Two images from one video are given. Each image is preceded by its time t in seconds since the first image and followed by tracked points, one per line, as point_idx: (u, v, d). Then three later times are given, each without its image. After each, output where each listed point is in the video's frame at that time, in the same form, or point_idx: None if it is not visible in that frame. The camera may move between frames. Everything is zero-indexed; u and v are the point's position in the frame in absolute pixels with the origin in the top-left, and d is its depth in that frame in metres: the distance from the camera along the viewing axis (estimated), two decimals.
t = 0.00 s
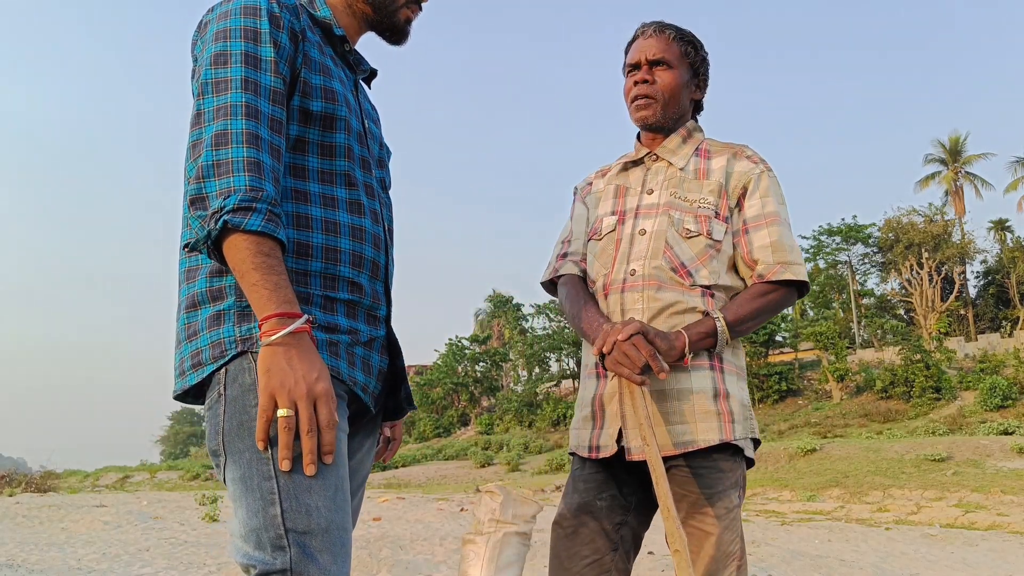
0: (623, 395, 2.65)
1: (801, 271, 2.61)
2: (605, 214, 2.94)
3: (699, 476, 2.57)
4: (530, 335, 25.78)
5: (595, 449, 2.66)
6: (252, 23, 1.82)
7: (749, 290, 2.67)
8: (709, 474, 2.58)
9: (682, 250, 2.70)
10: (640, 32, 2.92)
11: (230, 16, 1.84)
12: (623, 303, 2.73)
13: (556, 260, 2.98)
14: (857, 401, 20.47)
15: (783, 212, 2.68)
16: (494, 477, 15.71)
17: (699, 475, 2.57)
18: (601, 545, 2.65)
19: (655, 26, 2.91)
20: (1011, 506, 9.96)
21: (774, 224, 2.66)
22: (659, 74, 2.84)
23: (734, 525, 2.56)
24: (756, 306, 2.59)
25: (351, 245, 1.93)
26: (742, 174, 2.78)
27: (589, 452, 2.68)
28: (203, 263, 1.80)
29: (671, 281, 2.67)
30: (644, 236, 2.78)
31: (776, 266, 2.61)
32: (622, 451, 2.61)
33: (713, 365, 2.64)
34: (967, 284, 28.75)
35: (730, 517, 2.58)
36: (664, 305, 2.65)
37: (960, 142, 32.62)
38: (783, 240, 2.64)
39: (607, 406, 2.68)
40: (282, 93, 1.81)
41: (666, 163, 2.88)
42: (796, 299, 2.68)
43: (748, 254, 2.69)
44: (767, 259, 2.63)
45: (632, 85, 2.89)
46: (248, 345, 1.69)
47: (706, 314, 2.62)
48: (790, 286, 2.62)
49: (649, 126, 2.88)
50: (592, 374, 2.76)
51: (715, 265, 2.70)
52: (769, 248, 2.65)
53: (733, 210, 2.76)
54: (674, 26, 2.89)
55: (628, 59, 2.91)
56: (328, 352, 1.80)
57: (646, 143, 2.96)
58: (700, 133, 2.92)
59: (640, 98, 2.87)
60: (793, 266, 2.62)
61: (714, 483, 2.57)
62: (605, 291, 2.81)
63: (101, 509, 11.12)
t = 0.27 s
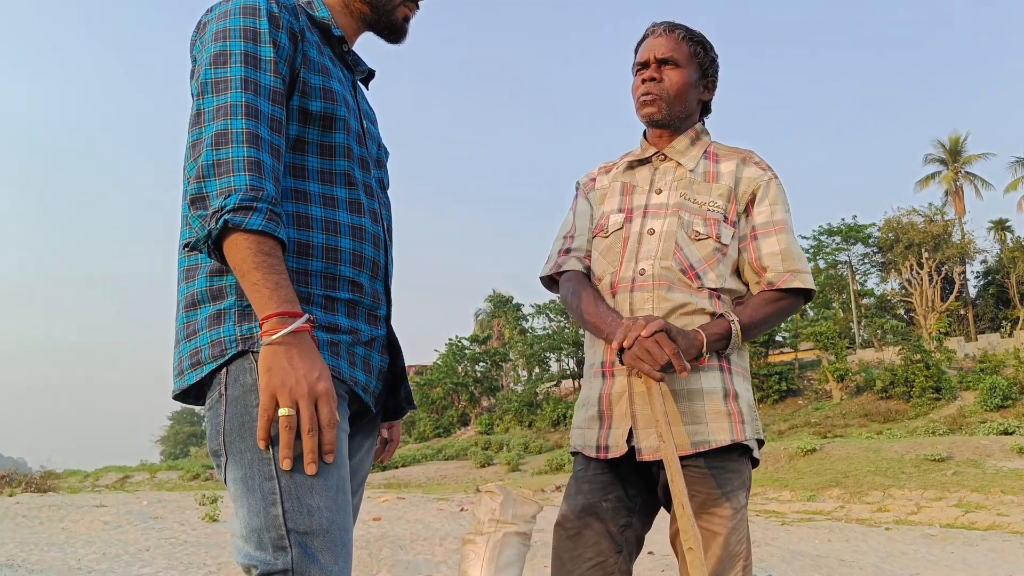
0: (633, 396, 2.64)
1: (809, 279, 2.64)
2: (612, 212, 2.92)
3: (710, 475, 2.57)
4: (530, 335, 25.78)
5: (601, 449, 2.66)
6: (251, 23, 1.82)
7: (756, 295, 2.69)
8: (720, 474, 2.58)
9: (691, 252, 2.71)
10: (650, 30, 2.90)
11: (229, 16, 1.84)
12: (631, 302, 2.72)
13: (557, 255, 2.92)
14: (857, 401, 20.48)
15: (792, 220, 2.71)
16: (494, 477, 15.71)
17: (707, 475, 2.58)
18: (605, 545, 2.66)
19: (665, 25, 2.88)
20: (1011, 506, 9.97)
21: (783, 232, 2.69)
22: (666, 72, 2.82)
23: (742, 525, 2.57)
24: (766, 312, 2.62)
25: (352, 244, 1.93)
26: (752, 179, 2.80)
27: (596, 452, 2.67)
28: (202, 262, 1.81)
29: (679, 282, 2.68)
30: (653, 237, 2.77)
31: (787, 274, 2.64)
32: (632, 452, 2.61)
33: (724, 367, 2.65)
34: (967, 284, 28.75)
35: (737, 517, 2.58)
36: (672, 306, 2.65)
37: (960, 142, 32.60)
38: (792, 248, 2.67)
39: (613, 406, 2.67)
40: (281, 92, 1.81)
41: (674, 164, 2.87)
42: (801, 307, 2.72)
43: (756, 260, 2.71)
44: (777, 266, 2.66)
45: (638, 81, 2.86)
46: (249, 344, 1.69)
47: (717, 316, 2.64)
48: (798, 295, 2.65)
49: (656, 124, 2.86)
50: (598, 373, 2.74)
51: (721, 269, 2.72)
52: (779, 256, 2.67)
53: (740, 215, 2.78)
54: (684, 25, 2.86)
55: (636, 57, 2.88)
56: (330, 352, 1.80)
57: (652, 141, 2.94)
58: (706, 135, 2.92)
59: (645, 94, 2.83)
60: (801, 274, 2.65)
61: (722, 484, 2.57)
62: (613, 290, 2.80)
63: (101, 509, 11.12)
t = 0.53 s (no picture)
0: (632, 395, 2.64)
1: (808, 290, 2.68)
2: (614, 207, 2.89)
3: (710, 475, 2.57)
4: (530, 335, 25.77)
5: (599, 447, 2.65)
6: (251, 23, 1.82)
7: (757, 302, 2.71)
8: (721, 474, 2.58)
9: (693, 254, 2.71)
10: (683, 27, 2.91)
11: (229, 16, 1.84)
12: (632, 300, 2.71)
13: (556, 246, 2.86)
14: (857, 401, 20.48)
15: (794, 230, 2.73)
16: (495, 477, 15.71)
17: (707, 475, 2.57)
18: (604, 545, 2.65)
19: (700, 25, 2.89)
20: (1011, 506, 9.97)
21: (785, 241, 2.71)
22: (690, 72, 2.82)
23: (741, 524, 2.58)
24: (767, 318, 2.63)
25: (350, 246, 1.93)
26: (757, 187, 2.81)
27: (594, 450, 2.66)
28: (201, 262, 1.81)
29: (680, 282, 2.68)
30: (656, 235, 2.76)
31: (789, 283, 2.66)
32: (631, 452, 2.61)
33: (723, 368, 2.65)
34: (967, 284, 28.75)
35: (737, 518, 2.59)
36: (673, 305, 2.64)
37: (960, 142, 32.59)
38: (794, 258, 2.69)
39: (612, 405, 2.67)
40: (280, 93, 1.81)
41: (680, 163, 2.87)
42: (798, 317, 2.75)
43: (758, 266, 2.72)
44: (779, 275, 2.68)
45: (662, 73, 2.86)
46: (246, 344, 1.69)
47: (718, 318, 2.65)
48: (796, 305, 2.68)
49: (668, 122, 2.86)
50: (596, 370, 2.73)
51: (721, 272, 2.73)
52: (781, 264, 2.68)
53: (743, 221, 2.79)
54: (718, 31, 2.89)
55: (664, 50, 2.89)
56: (327, 352, 1.80)
57: (659, 139, 2.93)
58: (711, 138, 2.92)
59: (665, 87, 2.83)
60: (802, 285, 2.68)
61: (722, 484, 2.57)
62: (613, 287, 2.78)
63: (101, 509, 11.12)
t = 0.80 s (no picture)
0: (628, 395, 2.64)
1: (808, 292, 2.67)
2: (615, 206, 2.90)
3: (704, 476, 2.57)
4: (530, 335, 25.77)
5: (594, 446, 2.65)
6: (249, 24, 1.82)
7: (755, 303, 2.70)
8: (717, 475, 2.58)
9: (690, 253, 2.71)
10: (690, 27, 2.91)
11: (227, 16, 1.84)
12: (628, 299, 2.71)
13: (557, 243, 2.86)
14: (857, 401, 20.48)
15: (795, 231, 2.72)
16: (495, 477, 15.72)
17: (703, 475, 2.57)
18: (601, 546, 2.65)
19: (707, 26, 2.90)
20: (1011, 506, 9.97)
21: (786, 243, 2.70)
22: (696, 74, 2.83)
23: (737, 526, 2.58)
24: (764, 319, 2.63)
25: (348, 246, 1.93)
26: (758, 188, 2.81)
27: (587, 449, 2.66)
28: (200, 262, 1.81)
29: (677, 282, 2.68)
30: (655, 235, 2.76)
31: (788, 285, 2.66)
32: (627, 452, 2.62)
33: (718, 368, 2.65)
34: (967, 284, 28.75)
35: (733, 518, 2.59)
36: (669, 305, 2.64)
37: (960, 141, 32.58)
38: (794, 260, 2.68)
39: (609, 404, 2.67)
40: (278, 93, 1.81)
41: (682, 164, 2.87)
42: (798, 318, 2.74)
43: (758, 267, 2.72)
44: (778, 276, 2.67)
45: (668, 74, 2.86)
46: (244, 344, 1.69)
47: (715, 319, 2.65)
48: (795, 307, 2.67)
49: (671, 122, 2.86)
50: (593, 369, 2.73)
51: (718, 273, 2.73)
52: (780, 266, 2.68)
53: (743, 222, 2.79)
54: (725, 33, 2.89)
55: (671, 50, 2.88)
56: (325, 352, 1.80)
57: (662, 139, 2.93)
58: (715, 138, 2.92)
59: (672, 90, 2.82)
60: (801, 287, 2.67)
61: (719, 484, 2.58)
62: (612, 286, 2.78)
63: (101, 509, 11.12)
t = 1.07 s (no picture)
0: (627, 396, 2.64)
1: (808, 286, 2.64)
2: (615, 207, 2.91)
3: (701, 476, 2.57)
4: (530, 335, 25.77)
5: (593, 446, 2.66)
6: (245, 23, 1.82)
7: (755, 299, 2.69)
8: (715, 476, 2.58)
9: (688, 251, 2.70)
10: (682, 24, 2.89)
11: (223, 17, 1.84)
12: (627, 299, 2.71)
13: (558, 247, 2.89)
14: (857, 401, 20.49)
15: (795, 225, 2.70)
16: (495, 477, 15.72)
17: (702, 476, 2.57)
18: (601, 547, 2.65)
19: (700, 21, 2.86)
20: (1011, 506, 9.97)
21: (786, 238, 2.68)
22: (690, 73, 2.81)
23: (736, 527, 2.58)
24: (762, 315, 2.61)
25: (346, 245, 1.93)
26: (758, 181, 2.78)
27: (586, 449, 2.67)
28: (197, 263, 1.81)
29: (675, 281, 2.68)
30: (653, 233, 2.76)
31: (787, 279, 2.63)
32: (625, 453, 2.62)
33: (716, 367, 2.64)
34: (967, 284, 28.76)
35: (732, 520, 2.59)
36: (666, 304, 2.64)
37: (960, 141, 32.58)
38: (794, 253, 2.65)
39: (607, 404, 2.67)
40: (275, 93, 1.81)
41: (682, 161, 2.87)
42: (800, 313, 2.71)
43: (757, 263, 2.71)
44: (777, 271, 2.65)
45: (662, 74, 2.85)
46: (242, 345, 1.69)
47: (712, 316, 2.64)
48: (795, 302, 2.65)
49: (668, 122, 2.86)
50: (593, 370, 2.73)
51: (718, 270, 2.71)
52: (779, 261, 2.66)
53: (743, 217, 2.77)
54: (718, 27, 2.85)
55: (664, 49, 2.87)
56: (322, 351, 1.80)
57: (662, 139, 2.94)
58: (715, 135, 2.91)
59: (667, 90, 2.83)
60: (802, 281, 2.65)
61: (718, 486, 2.58)
62: (611, 285, 2.79)
63: (101, 509, 11.11)
